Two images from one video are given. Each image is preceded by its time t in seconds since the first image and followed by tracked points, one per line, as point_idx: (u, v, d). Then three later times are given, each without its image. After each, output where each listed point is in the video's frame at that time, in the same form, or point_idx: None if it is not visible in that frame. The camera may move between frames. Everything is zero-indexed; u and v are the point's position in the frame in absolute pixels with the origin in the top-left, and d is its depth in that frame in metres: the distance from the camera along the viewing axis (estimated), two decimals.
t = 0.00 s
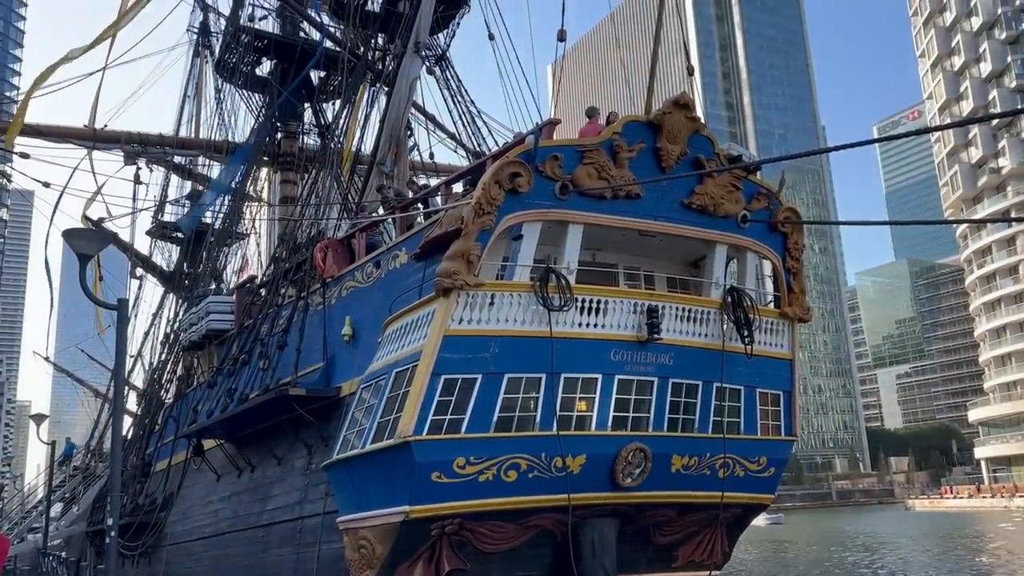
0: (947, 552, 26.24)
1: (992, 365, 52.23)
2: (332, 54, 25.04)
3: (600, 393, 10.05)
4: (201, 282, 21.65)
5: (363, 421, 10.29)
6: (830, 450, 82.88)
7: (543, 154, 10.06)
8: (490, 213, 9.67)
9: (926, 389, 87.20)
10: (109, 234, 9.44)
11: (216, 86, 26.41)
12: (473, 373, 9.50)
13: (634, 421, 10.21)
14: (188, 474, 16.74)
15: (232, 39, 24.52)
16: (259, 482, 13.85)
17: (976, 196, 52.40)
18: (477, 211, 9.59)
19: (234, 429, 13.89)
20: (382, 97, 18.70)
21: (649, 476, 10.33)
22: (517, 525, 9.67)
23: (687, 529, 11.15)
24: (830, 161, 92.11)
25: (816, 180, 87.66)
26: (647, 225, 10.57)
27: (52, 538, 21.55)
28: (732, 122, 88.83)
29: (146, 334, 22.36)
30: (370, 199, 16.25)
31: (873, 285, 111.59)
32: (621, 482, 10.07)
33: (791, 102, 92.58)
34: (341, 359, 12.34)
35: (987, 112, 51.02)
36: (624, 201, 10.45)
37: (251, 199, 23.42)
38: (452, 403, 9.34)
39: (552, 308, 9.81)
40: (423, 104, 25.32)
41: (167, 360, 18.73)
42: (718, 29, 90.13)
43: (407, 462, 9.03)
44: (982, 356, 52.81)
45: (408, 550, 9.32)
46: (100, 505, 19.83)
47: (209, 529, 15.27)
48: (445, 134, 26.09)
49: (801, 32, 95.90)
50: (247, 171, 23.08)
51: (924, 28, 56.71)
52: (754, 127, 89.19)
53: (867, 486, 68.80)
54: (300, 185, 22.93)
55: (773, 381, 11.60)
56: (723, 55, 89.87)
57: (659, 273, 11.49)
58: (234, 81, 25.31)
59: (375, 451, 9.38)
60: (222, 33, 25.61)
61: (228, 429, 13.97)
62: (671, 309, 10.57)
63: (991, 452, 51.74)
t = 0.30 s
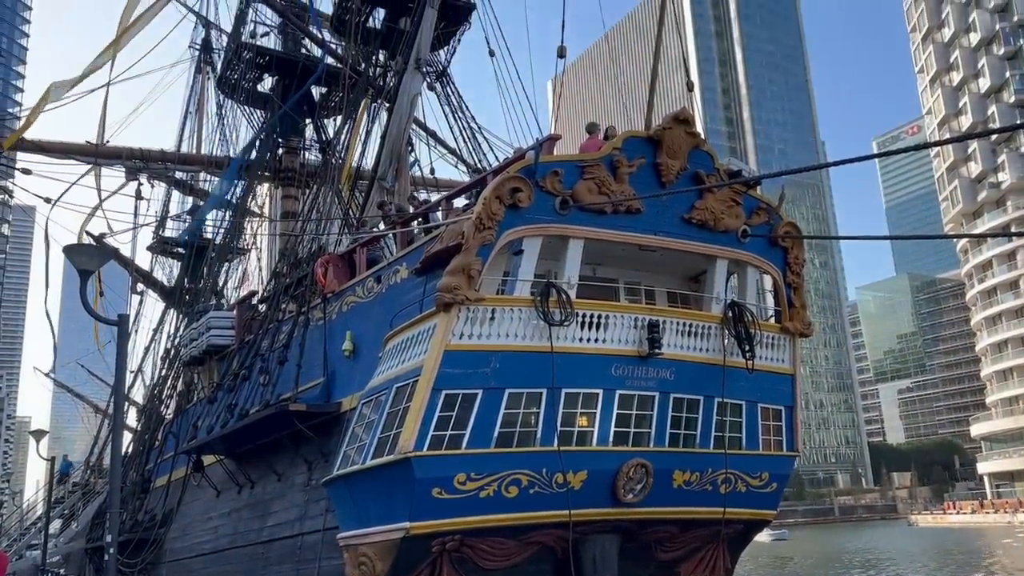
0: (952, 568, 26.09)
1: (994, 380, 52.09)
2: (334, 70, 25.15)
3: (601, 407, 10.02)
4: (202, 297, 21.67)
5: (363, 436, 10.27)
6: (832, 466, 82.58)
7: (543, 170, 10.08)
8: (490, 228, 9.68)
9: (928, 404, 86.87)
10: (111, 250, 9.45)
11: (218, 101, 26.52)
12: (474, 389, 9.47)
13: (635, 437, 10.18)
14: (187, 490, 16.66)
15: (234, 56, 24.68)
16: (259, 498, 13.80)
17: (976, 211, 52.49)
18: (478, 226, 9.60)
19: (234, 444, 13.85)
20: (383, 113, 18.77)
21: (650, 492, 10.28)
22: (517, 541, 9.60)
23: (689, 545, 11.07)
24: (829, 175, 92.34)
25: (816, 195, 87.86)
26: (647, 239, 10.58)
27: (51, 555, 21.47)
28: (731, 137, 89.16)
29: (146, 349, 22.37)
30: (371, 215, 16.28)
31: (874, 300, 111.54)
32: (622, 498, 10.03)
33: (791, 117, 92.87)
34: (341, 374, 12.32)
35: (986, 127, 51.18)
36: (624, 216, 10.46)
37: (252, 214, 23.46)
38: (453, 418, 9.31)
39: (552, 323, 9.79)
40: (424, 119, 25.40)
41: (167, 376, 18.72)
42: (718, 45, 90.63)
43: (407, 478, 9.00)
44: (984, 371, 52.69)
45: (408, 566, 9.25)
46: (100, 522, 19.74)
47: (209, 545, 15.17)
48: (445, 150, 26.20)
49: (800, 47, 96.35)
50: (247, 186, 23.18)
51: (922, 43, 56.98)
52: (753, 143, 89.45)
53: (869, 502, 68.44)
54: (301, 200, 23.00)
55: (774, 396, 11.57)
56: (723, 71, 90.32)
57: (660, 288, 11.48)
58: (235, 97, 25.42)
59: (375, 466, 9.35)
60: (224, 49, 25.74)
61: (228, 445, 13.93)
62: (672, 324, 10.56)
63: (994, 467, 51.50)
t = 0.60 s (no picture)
0: None
1: (996, 393, 51.93)
2: (336, 84, 25.28)
3: (602, 421, 10.01)
4: (203, 311, 21.68)
5: (363, 451, 10.23)
6: (834, 480, 82.34)
7: (543, 184, 10.11)
8: (491, 241, 9.69)
9: (930, 418, 86.61)
10: (112, 264, 9.48)
11: (220, 116, 26.61)
12: (474, 403, 9.46)
13: (636, 451, 10.16)
14: (187, 505, 16.60)
15: (236, 70, 24.83)
16: (259, 513, 13.75)
17: (976, 225, 52.55)
18: (478, 240, 9.61)
19: (234, 459, 13.81)
20: (383, 128, 18.85)
21: (650, 506, 10.25)
22: (518, 556, 9.54)
23: (691, 559, 11.00)
24: (829, 189, 92.54)
25: (816, 209, 87.99)
26: (648, 252, 10.59)
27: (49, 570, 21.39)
28: (731, 150, 89.59)
29: (146, 363, 22.39)
30: (372, 228, 16.31)
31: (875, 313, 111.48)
32: (624, 512, 9.99)
33: (790, 131, 93.10)
34: (342, 388, 12.32)
35: (984, 141, 51.35)
36: (624, 230, 10.48)
37: (253, 228, 23.49)
38: (453, 432, 9.29)
39: (553, 336, 9.79)
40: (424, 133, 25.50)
41: (168, 391, 18.72)
42: (717, 59, 91.08)
43: (407, 492, 8.97)
44: (985, 384, 52.60)
45: None
46: (99, 537, 19.67)
47: (208, 560, 15.07)
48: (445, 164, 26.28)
49: (799, 61, 96.72)
50: (248, 199, 23.26)
51: (920, 58, 57.22)
52: (753, 157, 89.66)
53: (871, 516, 68.09)
54: (302, 214, 23.06)
55: (776, 410, 11.56)
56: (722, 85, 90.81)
57: (660, 302, 11.50)
58: (237, 111, 25.51)
59: (375, 480, 9.32)
60: (226, 64, 25.85)
61: (228, 460, 13.89)
62: (673, 336, 10.56)
63: (997, 481, 51.27)
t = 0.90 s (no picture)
0: None
1: (998, 409, 51.74)
2: (336, 101, 25.40)
3: (604, 436, 9.96)
4: (203, 327, 21.67)
5: (363, 467, 10.19)
6: (836, 496, 81.93)
7: (544, 200, 10.12)
8: (491, 257, 9.68)
9: (932, 433, 86.30)
10: (112, 280, 9.48)
11: (221, 133, 26.72)
12: (475, 419, 9.42)
13: (638, 467, 10.11)
14: (186, 522, 16.52)
15: (237, 87, 24.96)
16: (259, 530, 13.67)
17: (976, 240, 52.58)
18: (479, 256, 9.60)
19: (233, 476, 13.74)
20: (384, 145, 18.93)
21: (652, 524, 10.20)
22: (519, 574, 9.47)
23: None
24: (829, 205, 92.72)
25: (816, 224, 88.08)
26: (648, 268, 10.58)
27: None
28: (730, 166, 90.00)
29: (146, 380, 22.36)
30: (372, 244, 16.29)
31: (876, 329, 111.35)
32: (625, 530, 9.94)
33: (790, 147, 93.38)
34: (341, 405, 12.28)
35: (984, 157, 51.48)
36: (625, 246, 10.48)
37: (253, 244, 23.50)
38: (453, 449, 9.25)
39: (554, 351, 9.77)
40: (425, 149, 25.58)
41: (167, 407, 18.71)
42: (716, 76, 91.71)
43: (407, 510, 8.91)
44: (987, 400, 52.44)
45: None
46: (97, 555, 19.57)
47: None
48: (446, 180, 26.32)
49: (798, 78, 97.10)
50: (249, 216, 23.33)
51: (919, 74, 57.44)
52: (753, 172, 89.88)
53: (874, 532, 67.64)
54: (302, 230, 23.07)
55: (777, 426, 11.52)
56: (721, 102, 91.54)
57: (661, 317, 11.47)
58: (238, 128, 25.58)
59: (375, 498, 9.28)
60: (228, 82, 25.97)
61: (228, 476, 13.83)
62: (674, 352, 10.53)
63: (1000, 497, 50.98)
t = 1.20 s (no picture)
0: None
1: (1000, 423, 51.55)
2: (337, 116, 25.50)
3: (605, 451, 9.93)
4: (204, 342, 21.68)
5: (364, 483, 10.15)
6: (839, 511, 81.53)
7: (544, 215, 10.13)
8: (492, 272, 9.68)
9: (934, 448, 86.07)
10: (113, 296, 9.49)
11: (222, 148, 26.81)
12: (476, 434, 9.39)
13: (639, 482, 10.07)
14: (185, 538, 16.45)
15: (238, 103, 25.05)
16: (258, 546, 13.60)
17: (976, 254, 52.60)
18: (480, 270, 9.61)
19: (232, 491, 13.69)
20: (384, 159, 18.97)
21: (655, 539, 10.15)
22: None
23: None
24: (829, 219, 92.81)
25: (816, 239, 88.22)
26: (649, 283, 10.58)
27: None
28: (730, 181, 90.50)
29: (146, 395, 22.36)
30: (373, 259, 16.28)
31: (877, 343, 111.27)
32: (627, 546, 9.88)
33: (790, 162, 93.58)
34: (342, 420, 12.24)
35: (984, 171, 51.65)
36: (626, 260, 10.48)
37: (254, 259, 23.52)
38: (454, 464, 9.21)
39: (555, 366, 9.75)
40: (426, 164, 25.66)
41: (167, 422, 18.68)
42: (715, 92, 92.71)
43: (408, 526, 8.87)
44: (989, 414, 52.26)
45: None
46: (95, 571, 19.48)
47: None
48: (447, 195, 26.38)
49: (798, 92, 97.47)
50: (250, 231, 23.36)
51: (918, 88, 57.65)
52: (753, 187, 90.06)
53: (877, 548, 67.21)
54: (302, 245, 23.08)
55: (779, 441, 11.48)
56: (720, 116, 92.58)
57: (661, 332, 11.46)
58: (239, 143, 25.71)
59: (376, 513, 9.23)
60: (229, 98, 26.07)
61: (227, 492, 13.77)
62: (675, 367, 10.51)
63: (1004, 512, 50.68)
